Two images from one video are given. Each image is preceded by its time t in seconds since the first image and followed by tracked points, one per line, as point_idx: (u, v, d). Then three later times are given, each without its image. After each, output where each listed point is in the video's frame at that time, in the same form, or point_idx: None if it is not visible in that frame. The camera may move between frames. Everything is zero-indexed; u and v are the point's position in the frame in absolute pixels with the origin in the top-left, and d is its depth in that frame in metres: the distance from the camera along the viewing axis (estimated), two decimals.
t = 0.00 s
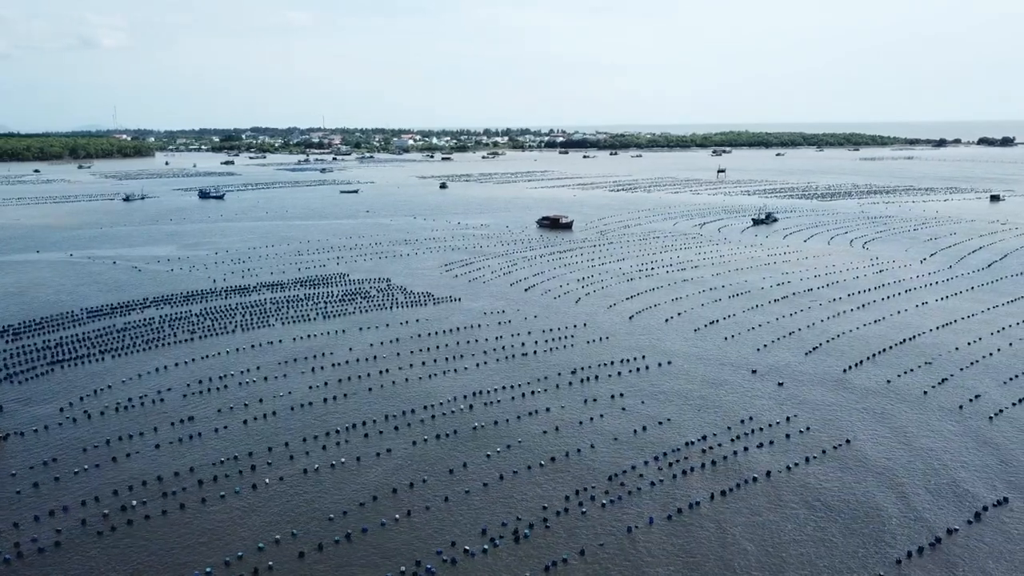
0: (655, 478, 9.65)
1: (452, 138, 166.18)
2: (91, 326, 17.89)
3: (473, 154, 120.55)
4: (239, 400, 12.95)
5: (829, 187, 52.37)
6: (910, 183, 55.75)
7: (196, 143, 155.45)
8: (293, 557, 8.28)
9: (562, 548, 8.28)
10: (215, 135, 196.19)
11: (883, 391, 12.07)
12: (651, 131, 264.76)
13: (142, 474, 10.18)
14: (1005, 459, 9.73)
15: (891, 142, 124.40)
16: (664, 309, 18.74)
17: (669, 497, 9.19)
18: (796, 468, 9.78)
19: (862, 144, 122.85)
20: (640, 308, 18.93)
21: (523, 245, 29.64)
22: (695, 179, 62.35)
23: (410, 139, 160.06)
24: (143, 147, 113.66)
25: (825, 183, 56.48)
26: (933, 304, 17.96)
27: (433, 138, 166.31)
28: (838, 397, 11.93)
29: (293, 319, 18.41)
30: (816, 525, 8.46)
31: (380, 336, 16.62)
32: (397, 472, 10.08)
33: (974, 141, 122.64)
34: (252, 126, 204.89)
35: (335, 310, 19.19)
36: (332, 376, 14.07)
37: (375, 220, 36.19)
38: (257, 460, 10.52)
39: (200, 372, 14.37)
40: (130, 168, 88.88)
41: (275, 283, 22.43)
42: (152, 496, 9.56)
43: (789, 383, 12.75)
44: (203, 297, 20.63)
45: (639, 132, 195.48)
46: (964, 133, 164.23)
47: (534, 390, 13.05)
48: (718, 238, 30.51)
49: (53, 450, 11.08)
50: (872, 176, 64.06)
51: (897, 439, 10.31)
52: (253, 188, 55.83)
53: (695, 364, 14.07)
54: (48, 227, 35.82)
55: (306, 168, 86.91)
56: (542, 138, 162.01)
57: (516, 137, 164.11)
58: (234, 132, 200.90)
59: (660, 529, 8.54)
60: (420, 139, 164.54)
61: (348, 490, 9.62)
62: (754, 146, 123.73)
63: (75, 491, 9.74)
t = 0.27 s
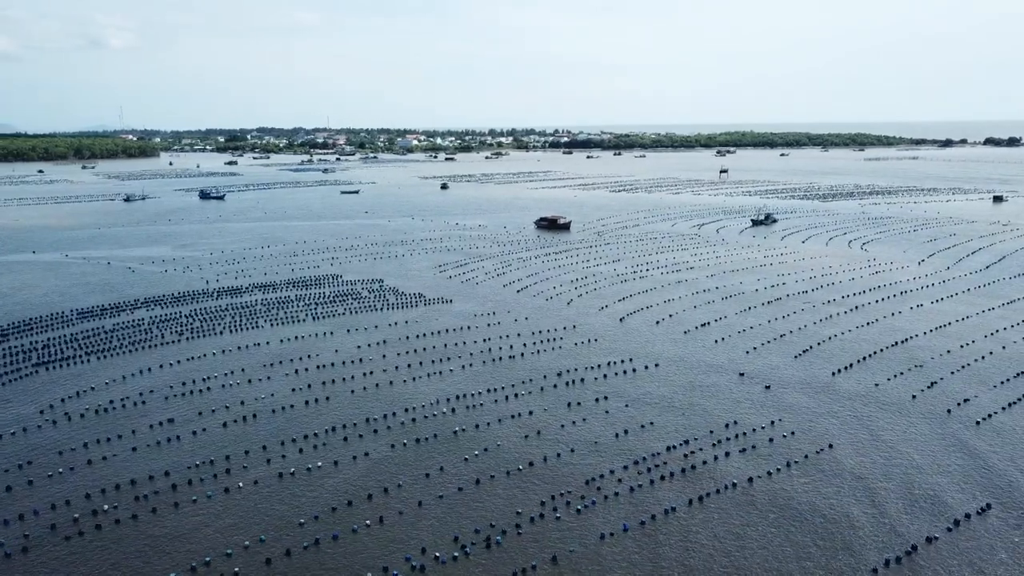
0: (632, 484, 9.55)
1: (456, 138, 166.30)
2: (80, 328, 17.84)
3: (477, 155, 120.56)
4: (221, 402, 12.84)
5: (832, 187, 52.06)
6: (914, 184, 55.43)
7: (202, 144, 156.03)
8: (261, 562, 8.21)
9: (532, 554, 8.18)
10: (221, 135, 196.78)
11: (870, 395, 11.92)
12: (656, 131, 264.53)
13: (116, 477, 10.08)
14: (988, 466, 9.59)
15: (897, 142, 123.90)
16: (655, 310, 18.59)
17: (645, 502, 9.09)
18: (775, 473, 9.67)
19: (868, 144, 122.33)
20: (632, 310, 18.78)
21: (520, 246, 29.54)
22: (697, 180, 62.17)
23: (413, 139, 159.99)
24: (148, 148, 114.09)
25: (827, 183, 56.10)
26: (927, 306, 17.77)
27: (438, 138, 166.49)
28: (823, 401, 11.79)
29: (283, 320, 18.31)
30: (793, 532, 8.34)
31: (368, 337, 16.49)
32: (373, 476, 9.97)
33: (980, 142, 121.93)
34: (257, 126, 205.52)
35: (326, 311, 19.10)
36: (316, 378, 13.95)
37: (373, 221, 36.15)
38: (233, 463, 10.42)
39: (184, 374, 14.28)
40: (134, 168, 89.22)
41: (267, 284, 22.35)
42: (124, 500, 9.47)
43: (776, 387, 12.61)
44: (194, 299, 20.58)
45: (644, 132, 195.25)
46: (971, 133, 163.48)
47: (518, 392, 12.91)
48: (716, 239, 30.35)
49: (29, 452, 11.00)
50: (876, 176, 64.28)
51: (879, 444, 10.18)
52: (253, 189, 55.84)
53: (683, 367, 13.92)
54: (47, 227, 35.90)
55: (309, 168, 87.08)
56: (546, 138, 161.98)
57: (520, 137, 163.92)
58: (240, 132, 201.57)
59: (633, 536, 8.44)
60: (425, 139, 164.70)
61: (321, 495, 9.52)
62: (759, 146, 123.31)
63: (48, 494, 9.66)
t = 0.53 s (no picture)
0: (613, 488, 9.49)
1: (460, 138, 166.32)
2: (70, 329, 17.78)
3: (480, 155, 120.54)
4: (205, 404, 12.73)
5: (833, 188, 51.83)
6: (916, 184, 55.12)
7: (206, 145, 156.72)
8: (235, 567, 8.14)
9: (508, 559, 8.12)
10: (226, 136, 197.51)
11: (858, 398, 11.80)
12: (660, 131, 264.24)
13: (95, 480, 10.00)
14: (975, 471, 9.46)
15: (901, 142, 123.57)
16: (649, 311, 18.47)
17: (625, 507, 9.00)
18: (758, 477, 9.56)
19: (872, 145, 121.93)
20: (626, 311, 18.67)
21: (517, 246, 29.46)
22: (699, 180, 61.98)
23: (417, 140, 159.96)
24: (152, 148, 114.31)
25: (829, 184, 55.84)
26: (923, 307, 17.62)
27: (442, 138, 166.61)
28: (810, 405, 11.67)
29: (273, 321, 18.22)
30: (772, 538, 8.26)
31: (357, 339, 16.40)
32: (352, 481, 9.88)
33: (986, 142, 121.20)
34: (262, 127, 206.23)
35: (317, 313, 19.00)
36: (303, 380, 13.85)
37: (371, 221, 36.12)
38: (212, 467, 10.33)
39: (170, 376, 14.19)
40: (137, 168, 89.47)
41: (261, 285, 22.27)
42: (101, 504, 9.39)
43: (765, 390, 12.49)
44: (187, 299, 20.52)
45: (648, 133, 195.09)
46: (976, 134, 162.83)
47: (504, 395, 12.82)
48: (714, 240, 30.22)
49: (10, 455, 10.92)
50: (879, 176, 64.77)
51: (865, 449, 10.07)
52: (254, 189, 55.84)
53: (671, 370, 13.80)
54: (46, 227, 35.94)
55: (310, 168, 87.23)
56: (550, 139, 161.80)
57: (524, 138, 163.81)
58: (245, 133, 202.15)
59: (611, 540, 8.37)
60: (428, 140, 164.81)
61: (300, 499, 9.45)
62: (763, 147, 122.92)
63: (24, 497, 9.59)
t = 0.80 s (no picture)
0: (589, 494, 9.36)
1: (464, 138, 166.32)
2: (58, 330, 17.72)
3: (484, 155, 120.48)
4: (185, 407, 12.63)
5: (835, 189, 51.54)
6: (920, 185, 54.75)
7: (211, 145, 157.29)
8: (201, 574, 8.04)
9: (478, 567, 8.00)
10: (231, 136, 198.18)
11: (845, 403, 11.64)
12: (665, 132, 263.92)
13: (67, 484, 9.91)
14: (959, 480, 9.28)
15: (906, 142, 123.25)
16: (640, 314, 18.31)
17: (601, 515, 8.85)
18: (738, 484, 9.41)
19: (877, 145, 121.47)
20: (617, 313, 18.51)
21: (513, 247, 29.34)
22: (701, 180, 61.72)
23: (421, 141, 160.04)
24: (156, 148, 114.61)
25: (831, 185, 55.52)
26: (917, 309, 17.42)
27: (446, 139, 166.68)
28: (795, 410, 11.50)
29: (262, 322, 18.12)
30: (747, 547, 8.12)
31: (343, 342, 16.27)
32: (326, 487, 9.75)
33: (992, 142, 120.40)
34: (267, 128, 206.86)
35: (306, 314, 18.89)
36: (286, 383, 13.73)
37: (369, 222, 36.06)
38: (186, 471, 10.21)
39: (153, 378, 14.10)
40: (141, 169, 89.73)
41: (253, 287, 22.19)
42: (71, 508, 9.30)
43: (751, 394, 12.31)
44: (177, 300, 20.45)
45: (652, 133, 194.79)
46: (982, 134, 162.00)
47: (486, 399, 12.66)
48: (712, 241, 30.03)
49: None
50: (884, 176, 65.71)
51: (848, 456, 9.90)
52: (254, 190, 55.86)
53: (658, 374, 13.63)
54: (44, 228, 36.00)
55: (312, 169, 87.35)
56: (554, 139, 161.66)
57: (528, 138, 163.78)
58: (250, 133, 202.76)
59: (583, 548, 8.24)
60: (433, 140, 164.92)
61: (272, 504, 9.34)
62: (767, 148, 122.45)
63: None
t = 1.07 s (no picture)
0: (565, 500, 9.23)
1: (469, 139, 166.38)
2: (46, 332, 17.64)
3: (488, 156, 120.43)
4: (164, 410, 12.50)
5: (838, 190, 51.25)
6: (923, 186, 54.38)
7: (216, 145, 157.95)
8: None
9: None
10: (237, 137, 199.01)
11: (831, 409, 11.45)
12: (670, 132, 263.71)
13: (38, 488, 9.80)
14: (942, 487, 9.11)
15: (911, 142, 122.78)
16: (632, 316, 18.14)
17: (574, 522, 8.74)
18: (715, 491, 9.31)
19: (883, 146, 120.47)
20: (609, 315, 18.35)
21: (510, 248, 29.21)
22: (703, 181, 61.45)
23: (426, 141, 160.02)
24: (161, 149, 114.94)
25: (834, 186, 55.20)
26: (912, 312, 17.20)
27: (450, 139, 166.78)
28: (781, 416, 11.32)
29: (250, 324, 18.00)
30: (721, 557, 7.98)
31: (330, 344, 16.12)
32: (299, 492, 9.62)
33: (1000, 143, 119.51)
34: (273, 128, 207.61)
35: (296, 316, 18.76)
36: (269, 386, 13.59)
37: (367, 223, 35.97)
38: (159, 476, 10.08)
39: (136, 381, 13.98)
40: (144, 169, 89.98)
41: (245, 288, 22.09)
42: (41, 513, 9.20)
43: (737, 399, 12.17)
44: (168, 302, 20.35)
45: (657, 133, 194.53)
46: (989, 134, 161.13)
47: (468, 403, 12.47)
48: (710, 242, 29.84)
49: None
50: (889, 176, 66.20)
51: (829, 463, 9.75)
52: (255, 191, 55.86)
53: (645, 378, 13.45)
54: (42, 228, 36.03)
55: (315, 170, 87.45)
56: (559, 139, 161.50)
57: (532, 138, 163.55)
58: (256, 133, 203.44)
59: (555, 557, 8.12)
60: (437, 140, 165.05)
61: (243, 510, 9.22)
62: (771, 149, 122.00)
63: None
